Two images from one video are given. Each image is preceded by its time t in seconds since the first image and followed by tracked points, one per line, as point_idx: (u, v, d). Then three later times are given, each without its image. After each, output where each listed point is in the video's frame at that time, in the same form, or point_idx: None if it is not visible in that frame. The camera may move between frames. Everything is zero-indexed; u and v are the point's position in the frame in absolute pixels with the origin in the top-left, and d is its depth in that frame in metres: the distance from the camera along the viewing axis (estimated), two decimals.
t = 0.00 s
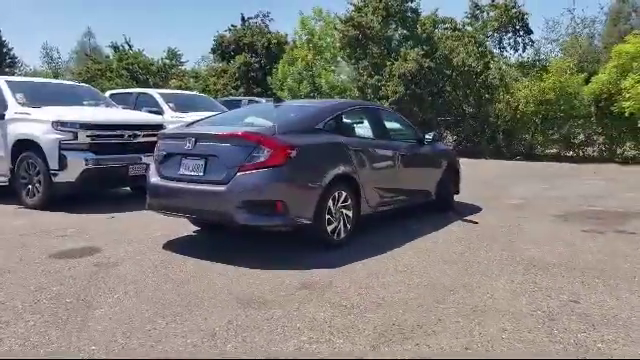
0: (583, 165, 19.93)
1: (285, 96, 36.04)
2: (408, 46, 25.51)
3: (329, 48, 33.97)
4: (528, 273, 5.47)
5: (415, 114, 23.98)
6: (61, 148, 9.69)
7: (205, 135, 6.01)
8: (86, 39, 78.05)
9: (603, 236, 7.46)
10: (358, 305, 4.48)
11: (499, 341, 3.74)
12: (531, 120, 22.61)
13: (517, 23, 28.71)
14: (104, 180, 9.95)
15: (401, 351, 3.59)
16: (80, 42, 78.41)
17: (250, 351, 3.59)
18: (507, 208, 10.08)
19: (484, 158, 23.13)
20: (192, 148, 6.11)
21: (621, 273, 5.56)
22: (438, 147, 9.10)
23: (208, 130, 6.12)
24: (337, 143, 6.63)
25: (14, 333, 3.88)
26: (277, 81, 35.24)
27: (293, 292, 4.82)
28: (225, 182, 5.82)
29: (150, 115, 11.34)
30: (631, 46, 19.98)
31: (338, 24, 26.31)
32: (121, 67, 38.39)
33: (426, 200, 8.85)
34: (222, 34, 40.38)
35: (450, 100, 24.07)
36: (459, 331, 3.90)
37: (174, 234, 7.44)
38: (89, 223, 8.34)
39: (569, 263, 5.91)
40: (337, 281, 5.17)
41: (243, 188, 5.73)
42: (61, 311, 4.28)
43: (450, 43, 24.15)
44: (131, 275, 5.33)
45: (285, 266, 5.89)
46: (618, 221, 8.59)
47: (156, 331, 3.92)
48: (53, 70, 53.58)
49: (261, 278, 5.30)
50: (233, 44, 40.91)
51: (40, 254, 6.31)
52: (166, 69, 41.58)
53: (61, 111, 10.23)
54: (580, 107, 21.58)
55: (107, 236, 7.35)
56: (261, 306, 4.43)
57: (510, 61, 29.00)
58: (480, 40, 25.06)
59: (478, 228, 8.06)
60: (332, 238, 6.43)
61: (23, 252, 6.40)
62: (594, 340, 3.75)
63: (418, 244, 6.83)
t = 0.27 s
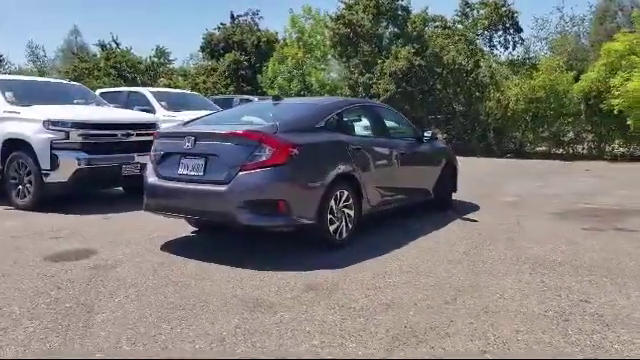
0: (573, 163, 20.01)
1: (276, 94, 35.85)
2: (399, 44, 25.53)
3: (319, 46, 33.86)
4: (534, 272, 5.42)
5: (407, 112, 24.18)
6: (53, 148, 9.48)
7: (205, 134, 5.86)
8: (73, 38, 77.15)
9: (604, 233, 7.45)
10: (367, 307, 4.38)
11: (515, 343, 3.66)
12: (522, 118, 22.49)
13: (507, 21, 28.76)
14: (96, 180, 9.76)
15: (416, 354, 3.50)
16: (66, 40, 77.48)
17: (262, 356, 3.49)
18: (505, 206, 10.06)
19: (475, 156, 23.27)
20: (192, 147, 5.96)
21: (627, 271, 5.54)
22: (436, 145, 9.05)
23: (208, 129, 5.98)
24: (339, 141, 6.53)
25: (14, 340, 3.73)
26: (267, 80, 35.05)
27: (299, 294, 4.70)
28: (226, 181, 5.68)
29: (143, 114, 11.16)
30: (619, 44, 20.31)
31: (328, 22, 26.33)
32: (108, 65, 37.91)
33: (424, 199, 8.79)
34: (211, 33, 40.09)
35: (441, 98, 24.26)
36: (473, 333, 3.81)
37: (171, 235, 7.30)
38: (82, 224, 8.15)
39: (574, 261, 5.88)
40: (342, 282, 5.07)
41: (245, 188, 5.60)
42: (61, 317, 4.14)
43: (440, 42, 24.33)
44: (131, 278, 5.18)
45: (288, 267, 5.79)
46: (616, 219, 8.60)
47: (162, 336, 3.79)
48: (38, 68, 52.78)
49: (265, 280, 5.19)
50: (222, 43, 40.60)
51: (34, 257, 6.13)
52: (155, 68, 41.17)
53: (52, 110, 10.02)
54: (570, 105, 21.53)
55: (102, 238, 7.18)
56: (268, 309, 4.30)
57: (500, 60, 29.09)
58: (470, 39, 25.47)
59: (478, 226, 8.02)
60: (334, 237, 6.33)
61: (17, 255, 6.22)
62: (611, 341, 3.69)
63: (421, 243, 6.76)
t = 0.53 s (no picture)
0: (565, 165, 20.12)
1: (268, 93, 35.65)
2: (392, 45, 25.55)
3: (312, 45, 33.74)
4: (542, 276, 5.38)
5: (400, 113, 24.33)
6: (47, 145, 9.30)
7: (209, 132, 5.74)
8: (62, 33, 76.21)
9: (605, 237, 7.45)
10: (378, 311, 4.30)
11: (532, 350, 3.61)
12: (514, 120, 22.72)
13: (500, 23, 28.88)
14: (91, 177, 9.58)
15: None
16: (55, 36, 76.51)
17: None
18: (504, 209, 10.04)
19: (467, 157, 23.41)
20: (195, 146, 5.84)
21: (633, 276, 5.52)
22: (436, 147, 9.01)
23: (212, 127, 5.85)
24: (343, 141, 6.44)
25: (17, 344, 3.60)
26: (260, 78, 34.84)
27: (307, 298, 4.61)
28: (230, 181, 5.56)
29: (138, 111, 10.99)
30: (610, 48, 20.29)
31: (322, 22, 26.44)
32: (99, 61, 37.40)
33: (425, 200, 8.74)
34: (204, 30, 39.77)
35: (433, 99, 24.37)
36: (488, 339, 3.75)
37: (170, 235, 7.17)
38: (78, 223, 7.99)
39: (580, 265, 5.85)
40: (350, 285, 4.98)
41: (250, 188, 5.49)
42: (64, 319, 4.01)
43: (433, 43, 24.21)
44: (133, 279, 5.05)
45: (293, 269, 5.68)
46: (615, 222, 8.61)
47: (170, 341, 3.67)
48: (26, 63, 51.96)
49: (271, 282, 5.09)
50: (214, 40, 40.25)
51: (31, 257, 5.98)
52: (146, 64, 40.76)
53: (46, 106, 9.83)
54: (561, 107, 21.68)
55: (99, 237, 7.03)
56: (276, 313, 4.20)
57: (493, 62, 29.20)
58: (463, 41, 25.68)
59: (479, 229, 7.98)
60: (338, 239, 6.24)
61: (13, 255, 6.06)
62: (627, 348, 3.65)
63: (425, 246, 6.69)
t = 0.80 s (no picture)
0: (560, 164, 20.19)
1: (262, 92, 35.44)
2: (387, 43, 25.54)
3: (307, 44, 33.57)
4: (553, 277, 5.35)
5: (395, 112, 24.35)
6: (44, 145, 9.15)
7: (215, 132, 5.64)
8: (52, 31, 75.38)
9: (610, 237, 7.45)
10: (393, 314, 4.23)
11: (554, 354, 3.56)
12: (508, 119, 22.79)
13: (494, 23, 28.88)
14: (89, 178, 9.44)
15: None
16: (45, 34, 75.70)
17: None
18: (505, 208, 10.03)
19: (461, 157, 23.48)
20: (200, 146, 5.73)
21: None
22: (439, 147, 8.95)
23: (217, 127, 5.75)
24: (349, 141, 6.36)
25: (27, 352, 3.50)
26: (254, 77, 34.62)
27: (319, 300, 4.52)
28: (237, 182, 5.46)
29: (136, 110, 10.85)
30: (604, 47, 20.25)
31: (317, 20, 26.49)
32: (90, 60, 36.86)
33: (428, 200, 8.69)
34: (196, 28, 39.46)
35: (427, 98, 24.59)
36: (508, 343, 3.70)
37: (173, 237, 7.07)
38: (78, 225, 7.85)
39: (589, 266, 5.83)
40: (361, 287, 4.90)
41: (257, 189, 5.39)
42: (73, 326, 3.91)
43: (427, 42, 24.44)
44: (140, 282, 4.95)
45: (301, 271, 5.60)
46: (618, 222, 8.63)
47: (185, 348, 3.58)
48: (16, 62, 51.18)
49: (280, 285, 5.00)
50: (207, 39, 39.93)
51: (33, 260, 5.85)
52: (138, 63, 40.38)
53: (42, 105, 9.67)
54: (555, 107, 21.74)
55: (101, 239, 6.91)
56: (290, 317, 4.12)
57: (487, 61, 29.23)
58: (458, 40, 25.35)
59: (484, 229, 7.95)
60: (345, 240, 6.16)
61: (14, 258, 5.93)
62: None
63: (431, 247, 6.63)
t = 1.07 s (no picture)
0: (556, 158, 20.22)
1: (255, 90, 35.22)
2: (381, 40, 25.49)
3: (300, 40, 33.36)
4: (565, 272, 5.31)
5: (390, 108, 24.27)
6: (41, 146, 9.02)
7: (220, 131, 5.54)
8: (41, 31, 74.43)
9: (615, 230, 7.45)
10: (409, 313, 4.16)
11: (577, 351, 3.52)
12: (503, 114, 22.83)
13: (487, 17, 28.75)
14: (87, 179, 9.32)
15: None
16: (34, 34, 74.68)
17: None
18: (507, 203, 10.02)
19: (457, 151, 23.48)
20: (205, 145, 5.63)
21: None
22: (442, 142, 8.90)
23: (222, 126, 5.65)
24: (355, 138, 6.28)
25: None
26: (247, 75, 34.37)
27: (332, 301, 4.44)
28: (244, 182, 5.37)
29: (133, 110, 10.71)
30: (598, 40, 20.25)
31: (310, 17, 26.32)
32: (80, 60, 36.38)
33: (431, 196, 8.64)
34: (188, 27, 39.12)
35: (421, 94, 24.68)
36: (530, 340, 3.64)
37: (176, 238, 6.97)
38: (78, 227, 7.74)
39: (599, 260, 5.82)
40: (374, 286, 4.84)
41: (264, 188, 5.30)
42: (83, 331, 3.81)
43: (421, 37, 24.31)
44: (148, 285, 4.86)
45: (309, 270, 5.53)
46: (621, 216, 8.64)
47: (201, 351, 3.51)
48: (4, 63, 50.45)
49: (291, 285, 4.92)
50: (199, 37, 39.64)
51: (36, 264, 5.74)
52: (129, 63, 40.01)
53: (38, 106, 9.51)
54: (550, 100, 21.73)
55: (103, 241, 6.81)
56: (305, 318, 4.05)
57: (481, 56, 29.15)
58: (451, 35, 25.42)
59: (489, 224, 7.91)
60: (353, 238, 6.08)
61: (16, 262, 5.81)
62: None
63: (439, 243, 6.57)
